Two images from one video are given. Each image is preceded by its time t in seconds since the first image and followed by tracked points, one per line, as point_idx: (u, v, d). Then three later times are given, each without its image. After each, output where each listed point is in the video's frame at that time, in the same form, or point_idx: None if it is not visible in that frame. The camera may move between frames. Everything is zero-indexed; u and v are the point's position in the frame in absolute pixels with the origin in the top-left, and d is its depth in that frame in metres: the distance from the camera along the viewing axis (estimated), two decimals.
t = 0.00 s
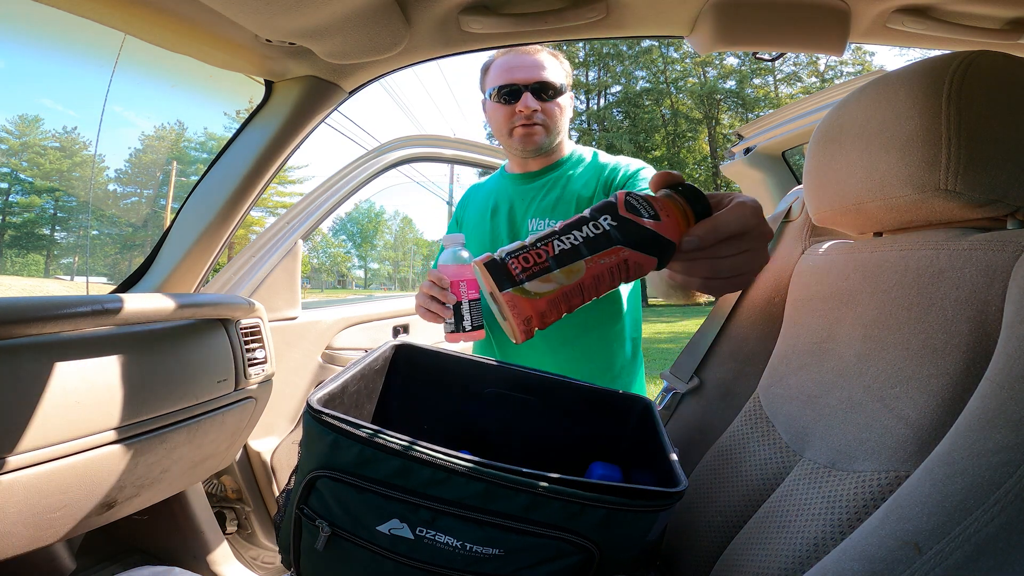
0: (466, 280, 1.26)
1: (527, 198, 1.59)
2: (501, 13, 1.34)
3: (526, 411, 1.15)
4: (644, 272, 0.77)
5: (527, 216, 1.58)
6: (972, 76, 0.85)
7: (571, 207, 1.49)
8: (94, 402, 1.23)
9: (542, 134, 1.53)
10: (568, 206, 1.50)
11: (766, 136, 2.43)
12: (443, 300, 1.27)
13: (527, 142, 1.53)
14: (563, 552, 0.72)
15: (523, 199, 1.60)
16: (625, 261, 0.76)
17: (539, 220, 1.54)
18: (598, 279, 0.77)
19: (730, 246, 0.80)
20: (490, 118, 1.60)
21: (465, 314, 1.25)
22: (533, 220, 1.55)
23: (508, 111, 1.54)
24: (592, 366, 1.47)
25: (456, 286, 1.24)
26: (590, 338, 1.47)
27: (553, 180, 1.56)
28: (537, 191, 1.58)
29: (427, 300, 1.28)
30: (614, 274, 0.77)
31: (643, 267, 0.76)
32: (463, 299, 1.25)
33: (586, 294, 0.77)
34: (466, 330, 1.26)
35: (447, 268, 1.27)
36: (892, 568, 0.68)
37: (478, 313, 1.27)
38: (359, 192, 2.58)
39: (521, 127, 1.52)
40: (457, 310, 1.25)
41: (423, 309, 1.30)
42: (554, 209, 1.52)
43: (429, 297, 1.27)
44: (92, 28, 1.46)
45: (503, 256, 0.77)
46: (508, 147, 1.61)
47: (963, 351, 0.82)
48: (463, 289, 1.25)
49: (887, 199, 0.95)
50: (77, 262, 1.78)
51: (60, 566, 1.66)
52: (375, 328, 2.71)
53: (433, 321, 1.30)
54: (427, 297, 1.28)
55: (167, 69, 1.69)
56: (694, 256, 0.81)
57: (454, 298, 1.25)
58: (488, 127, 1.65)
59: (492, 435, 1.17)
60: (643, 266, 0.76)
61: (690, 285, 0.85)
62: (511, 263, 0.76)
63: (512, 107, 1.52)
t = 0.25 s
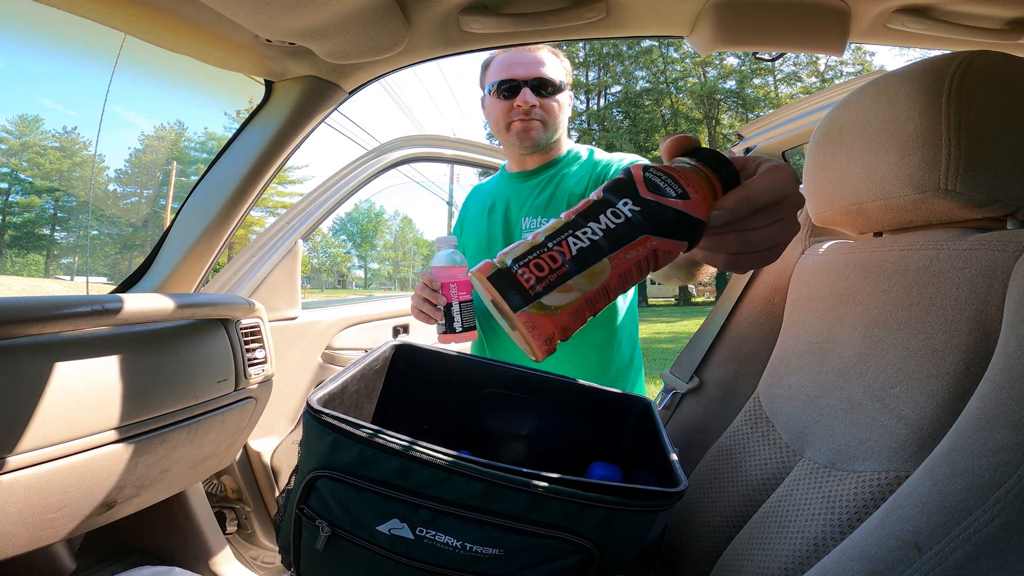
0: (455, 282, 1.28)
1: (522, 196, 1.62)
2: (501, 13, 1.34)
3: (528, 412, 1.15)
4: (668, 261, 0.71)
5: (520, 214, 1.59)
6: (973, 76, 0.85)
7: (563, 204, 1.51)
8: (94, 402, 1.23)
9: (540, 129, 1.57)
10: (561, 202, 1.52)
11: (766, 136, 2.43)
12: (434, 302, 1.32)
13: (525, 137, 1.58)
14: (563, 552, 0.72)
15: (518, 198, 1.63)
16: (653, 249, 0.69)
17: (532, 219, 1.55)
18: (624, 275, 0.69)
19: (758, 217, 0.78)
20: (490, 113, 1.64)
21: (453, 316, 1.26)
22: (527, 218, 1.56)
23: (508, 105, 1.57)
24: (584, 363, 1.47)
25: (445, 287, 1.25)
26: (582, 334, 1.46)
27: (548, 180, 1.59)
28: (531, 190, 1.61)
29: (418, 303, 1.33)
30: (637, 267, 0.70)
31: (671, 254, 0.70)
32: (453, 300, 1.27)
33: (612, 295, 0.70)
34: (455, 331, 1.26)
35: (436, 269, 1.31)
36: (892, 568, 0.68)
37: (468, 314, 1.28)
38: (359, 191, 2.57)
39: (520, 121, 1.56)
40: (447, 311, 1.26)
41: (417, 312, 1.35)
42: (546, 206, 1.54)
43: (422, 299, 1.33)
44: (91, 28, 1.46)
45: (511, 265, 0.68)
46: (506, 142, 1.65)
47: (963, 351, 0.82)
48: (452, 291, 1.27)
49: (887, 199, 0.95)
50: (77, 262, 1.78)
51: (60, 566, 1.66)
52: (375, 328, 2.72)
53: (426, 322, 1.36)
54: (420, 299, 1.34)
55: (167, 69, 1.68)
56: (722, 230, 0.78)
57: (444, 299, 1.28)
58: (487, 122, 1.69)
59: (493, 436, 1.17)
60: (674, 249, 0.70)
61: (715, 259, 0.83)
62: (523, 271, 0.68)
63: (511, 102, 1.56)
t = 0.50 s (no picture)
0: (449, 282, 1.29)
1: (518, 195, 1.62)
2: (501, 12, 1.34)
3: (528, 412, 1.15)
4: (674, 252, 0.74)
5: (517, 213, 1.59)
6: (973, 76, 0.85)
7: (559, 203, 1.51)
8: (94, 402, 1.23)
9: (536, 126, 1.59)
10: (557, 201, 1.51)
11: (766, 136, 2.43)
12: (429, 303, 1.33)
13: (521, 134, 1.59)
14: (563, 552, 0.72)
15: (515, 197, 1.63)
16: (657, 245, 0.72)
17: (529, 217, 1.54)
18: (631, 273, 0.73)
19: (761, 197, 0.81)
20: (488, 112, 1.66)
21: (448, 315, 1.28)
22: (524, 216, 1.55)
23: (505, 103, 1.60)
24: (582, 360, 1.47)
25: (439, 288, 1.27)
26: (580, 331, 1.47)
27: (544, 178, 1.59)
28: (528, 188, 1.60)
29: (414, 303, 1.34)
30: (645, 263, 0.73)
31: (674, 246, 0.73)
32: (447, 300, 1.28)
33: (623, 293, 0.74)
34: (449, 330, 1.28)
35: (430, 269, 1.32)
36: (892, 568, 0.68)
37: (462, 314, 1.29)
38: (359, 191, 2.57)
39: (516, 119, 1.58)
40: (441, 311, 1.28)
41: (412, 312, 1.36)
42: (543, 203, 1.54)
43: (417, 299, 1.34)
44: (92, 28, 1.46)
45: (520, 279, 0.72)
46: (504, 141, 1.67)
47: (963, 351, 0.82)
48: (446, 292, 1.29)
49: (887, 199, 0.95)
50: (77, 262, 1.78)
51: (60, 566, 1.66)
52: (375, 327, 2.72)
53: (422, 323, 1.36)
54: (415, 299, 1.35)
55: (167, 69, 1.68)
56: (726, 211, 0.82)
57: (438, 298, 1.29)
58: (485, 122, 1.71)
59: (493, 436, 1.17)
60: (680, 240, 0.73)
61: (721, 238, 0.88)
62: (533, 284, 0.72)
63: (508, 99, 1.58)
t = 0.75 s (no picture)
0: (449, 283, 1.29)
1: (516, 196, 1.62)
2: (500, 12, 1.34)
3: (528, 412, 1.15)
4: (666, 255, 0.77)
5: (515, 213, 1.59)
6: (973, 76, 0.85)
7: (557, 202, 1.51)
8: (94, 402, 1.23)
9: (534, 126, 1.59)
10: (557, 200, 1.51)
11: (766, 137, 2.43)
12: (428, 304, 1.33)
13: (518, 133, 1.59)
14: (563, 552, 0.72)
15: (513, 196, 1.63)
16: (650, 254, 0.76)
17: (526, 216, 1.54)
18: (629, 283, 0.77)
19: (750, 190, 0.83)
20: (485, 112, 1.66)
21: (448, 316, 1.28)
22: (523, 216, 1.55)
23: (502, 103, 1.60)
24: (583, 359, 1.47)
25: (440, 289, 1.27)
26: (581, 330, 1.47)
27: (542, 177, 1.59)
28: (525, 189, 1.61)
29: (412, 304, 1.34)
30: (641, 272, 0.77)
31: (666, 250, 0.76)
32: (447, 300, 1.29)
33: (623, 303, 0.78)
34: (449, 332, 1.29)
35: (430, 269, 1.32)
36: (892, 568, 0.68)
37: (462, 315, 1.30)
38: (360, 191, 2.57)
39: (513, 118, 1.59)
40: (441, 312, 1.28)
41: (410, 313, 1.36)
42: (541, 203, 1.53)
43: (416, 300, 1.34)
44: (92, 28, 1.46)
45: (524, 301, 0.77)
46: (502, 140, 1.67)
47: (963, 350, 0.82)
48: (446, 292, 1.29)
49: (887, 199, 0.95)
50: (77, 262, 1.78)
51: (60, 566, 1.66)
52: (375, 327, 2.73)
53: (420, 324, 1.37)
54: (415, 299, 1.35)
55: (167, 69, 1.68)
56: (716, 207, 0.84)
57: (438, 299, 1.29)
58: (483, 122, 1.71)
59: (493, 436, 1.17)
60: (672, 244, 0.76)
61: (716, 234, 0.90)
62: (538, 305, 0.77)
63: (506, 99, 1.58)
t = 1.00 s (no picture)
0: (449, 283, 1.30)
1: (513, 195, 1.62)
2: (500, 12, 1.34)
3: (528, 412, 1.15)
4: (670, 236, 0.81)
5: (513, 213, 1.59)
6: (973, 76, 0.85)
7: (556, 201, 1.50)
8: (94, 402, 1.23)
9: (528, 128, 1.59)
10: (555, 199, 1.51)
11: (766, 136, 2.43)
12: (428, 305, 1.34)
13: (513, 135, 1.59)
14: (563, 552, 0.72)
15: (511, 195, 1.63)
16: (656, 246, 0.79)
17: (525, 215, 1.54)
18: (646, 279, 0.81)
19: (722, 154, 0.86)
20: (480, 112, 1.66)
21: (448, 317, 1.29)
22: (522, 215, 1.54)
23: (497, 104, 1.59)
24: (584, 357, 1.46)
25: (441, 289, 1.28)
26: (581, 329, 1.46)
27: (540, 177, 1.59)
28: (522, 188, 1.61)
29: (411, 306, 1.35)
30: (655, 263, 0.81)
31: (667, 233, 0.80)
32: (447, 301, 1.30)
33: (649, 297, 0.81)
34: (449, 332, 1.29)
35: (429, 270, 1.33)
36: (892, 568, 0.68)
37: (461, 315, 1.31)
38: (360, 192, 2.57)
39: (508, 120, 1.58)
40: (441, 312, 1.29)
41: (410, 315, 1.37)
42: (540, 203, 1.53)
43: (416, 300, 1.35)
44: (92, 28, 1.46)
45: (563, 328, 0.81)
46: (496, 141, 1.67)
47: (963, 350, 0.82)
48: (446, 293, 1.30)
49: (888, 199, 0.95)
50: (77, 262, 1.78)
51: (60, 566, 1.66)
52: (375, 327, 2.73)
53: (419, 325, 1.37)
54: (415, 301, 1.36)
55: (166, 69, 1.68)
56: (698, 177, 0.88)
57: (438, 300, 1.30)
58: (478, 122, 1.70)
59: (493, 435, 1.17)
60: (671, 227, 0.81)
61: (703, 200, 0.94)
62: (575, 326, 0.80)
63: (500, 100, 1.58)
